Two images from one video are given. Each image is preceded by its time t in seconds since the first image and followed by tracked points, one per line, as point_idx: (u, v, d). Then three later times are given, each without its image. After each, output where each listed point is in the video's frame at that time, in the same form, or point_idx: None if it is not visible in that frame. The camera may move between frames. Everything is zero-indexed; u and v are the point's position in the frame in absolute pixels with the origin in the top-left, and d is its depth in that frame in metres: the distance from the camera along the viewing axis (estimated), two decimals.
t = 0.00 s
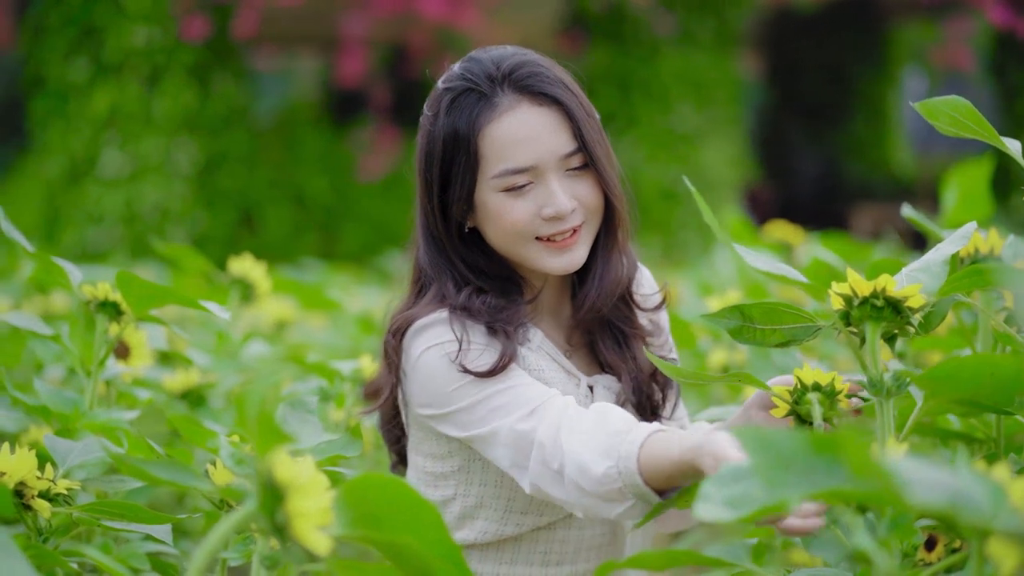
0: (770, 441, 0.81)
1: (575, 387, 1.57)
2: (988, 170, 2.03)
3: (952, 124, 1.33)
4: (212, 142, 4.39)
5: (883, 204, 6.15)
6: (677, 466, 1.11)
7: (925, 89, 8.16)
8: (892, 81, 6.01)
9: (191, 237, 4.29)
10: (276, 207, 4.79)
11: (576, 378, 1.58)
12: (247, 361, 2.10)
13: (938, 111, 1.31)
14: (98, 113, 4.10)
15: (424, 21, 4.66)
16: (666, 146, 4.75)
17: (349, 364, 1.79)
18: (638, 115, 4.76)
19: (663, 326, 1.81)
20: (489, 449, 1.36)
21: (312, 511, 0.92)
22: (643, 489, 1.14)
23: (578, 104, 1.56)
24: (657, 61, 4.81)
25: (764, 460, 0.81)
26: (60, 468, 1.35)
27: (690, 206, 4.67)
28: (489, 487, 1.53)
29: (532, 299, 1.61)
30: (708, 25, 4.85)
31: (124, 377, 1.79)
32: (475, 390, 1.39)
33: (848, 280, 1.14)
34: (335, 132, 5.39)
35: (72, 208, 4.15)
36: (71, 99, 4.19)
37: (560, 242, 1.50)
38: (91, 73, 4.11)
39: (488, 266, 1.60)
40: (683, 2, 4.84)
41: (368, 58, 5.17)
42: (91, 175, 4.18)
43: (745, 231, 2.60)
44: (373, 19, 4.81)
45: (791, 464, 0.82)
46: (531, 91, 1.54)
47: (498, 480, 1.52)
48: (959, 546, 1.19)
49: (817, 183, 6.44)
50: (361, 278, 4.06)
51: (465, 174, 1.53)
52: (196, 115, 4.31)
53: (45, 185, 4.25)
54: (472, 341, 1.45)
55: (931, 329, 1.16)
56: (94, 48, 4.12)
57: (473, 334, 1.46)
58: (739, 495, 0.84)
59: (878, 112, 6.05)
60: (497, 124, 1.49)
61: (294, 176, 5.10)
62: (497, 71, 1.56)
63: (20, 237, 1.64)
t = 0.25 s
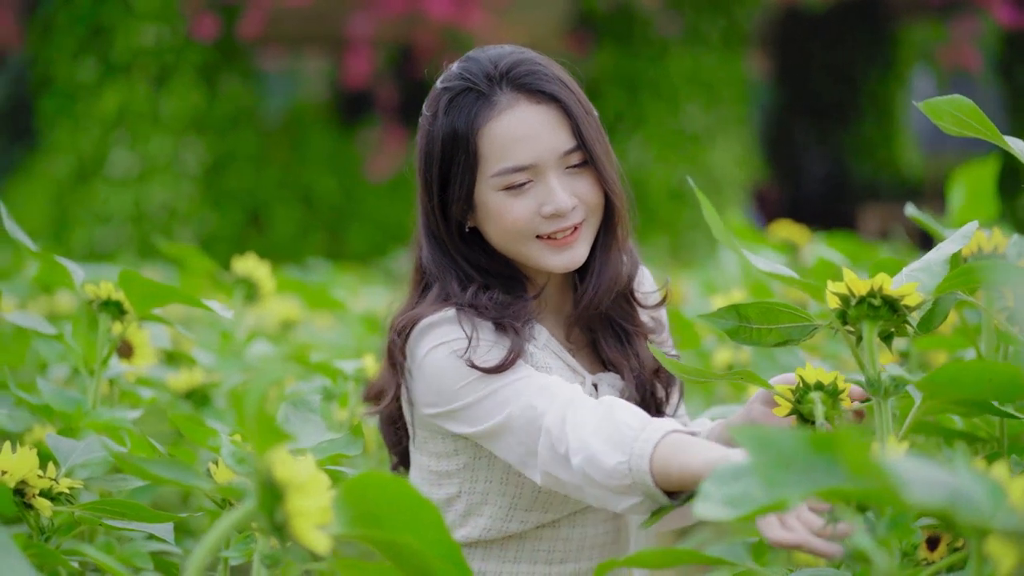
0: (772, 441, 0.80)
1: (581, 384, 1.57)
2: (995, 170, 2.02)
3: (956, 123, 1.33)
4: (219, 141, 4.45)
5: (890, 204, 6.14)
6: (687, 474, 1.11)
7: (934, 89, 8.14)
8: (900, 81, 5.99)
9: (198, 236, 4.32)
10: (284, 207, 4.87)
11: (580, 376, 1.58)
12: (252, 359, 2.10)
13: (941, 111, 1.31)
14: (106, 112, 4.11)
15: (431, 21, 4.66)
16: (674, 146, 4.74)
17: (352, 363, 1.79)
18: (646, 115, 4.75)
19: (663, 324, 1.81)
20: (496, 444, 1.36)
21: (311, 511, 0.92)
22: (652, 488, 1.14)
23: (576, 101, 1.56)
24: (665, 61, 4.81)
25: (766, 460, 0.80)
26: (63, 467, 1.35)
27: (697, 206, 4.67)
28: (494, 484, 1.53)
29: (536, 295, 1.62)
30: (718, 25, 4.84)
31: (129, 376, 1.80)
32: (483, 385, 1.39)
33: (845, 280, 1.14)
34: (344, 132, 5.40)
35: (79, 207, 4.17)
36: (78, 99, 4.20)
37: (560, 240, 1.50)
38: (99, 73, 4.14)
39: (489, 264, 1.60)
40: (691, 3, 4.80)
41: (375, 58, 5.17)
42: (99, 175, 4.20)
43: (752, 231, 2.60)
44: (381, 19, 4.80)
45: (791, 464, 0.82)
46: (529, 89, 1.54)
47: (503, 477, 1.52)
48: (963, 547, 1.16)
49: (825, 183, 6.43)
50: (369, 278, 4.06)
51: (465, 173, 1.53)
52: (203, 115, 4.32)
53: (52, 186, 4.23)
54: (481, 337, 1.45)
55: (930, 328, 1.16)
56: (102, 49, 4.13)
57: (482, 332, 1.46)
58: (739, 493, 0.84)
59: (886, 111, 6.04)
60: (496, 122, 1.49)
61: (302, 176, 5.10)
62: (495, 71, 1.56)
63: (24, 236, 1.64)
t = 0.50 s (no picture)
0: (772, 441, 0.80)
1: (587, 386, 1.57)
2: (1000, 170, 2.02)
3: (957, 123, 1.32)
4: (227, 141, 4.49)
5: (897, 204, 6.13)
6: (697, 473, 1.10)
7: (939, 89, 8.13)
8: (907, 81, 5.97)
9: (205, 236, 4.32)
10: (292, 207, 4.90)
11: (586, 376, 1.58)
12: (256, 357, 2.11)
13: (943, 110, 1.30)
14: (114, 113, 4.11)
15: (438, 21, 4.65)
16: (681, 146, 4.74)
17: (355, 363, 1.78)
18: (654, 115, 4.75)
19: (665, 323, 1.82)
20: (505, 446, 1.36)
21: (311, 510, 0.92)
22: (661, 489, 1.14)
23: (577, 101, 1.56)
24: (672, 62, 4.80)
25: (765, 460, 0.80)
26: (64, 466, 1.35)
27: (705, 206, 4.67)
28: (499, 485, 1.53)
29: (540, 296, 1.61)
30: (725, 25, 4.83)
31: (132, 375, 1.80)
32: (491, 386, 1.38)
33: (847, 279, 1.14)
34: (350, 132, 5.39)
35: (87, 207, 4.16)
36: (86, 99, 4.17)
37: (563, 240, 1.50)
38: (106, 73, 4.11)
39: (492, 265, 1.60)
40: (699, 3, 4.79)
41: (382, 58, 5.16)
42: (106, 175, 4.18)
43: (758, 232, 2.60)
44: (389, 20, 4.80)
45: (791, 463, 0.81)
46: (530, 89, 1.53)
47: (508, 476, 1.52)
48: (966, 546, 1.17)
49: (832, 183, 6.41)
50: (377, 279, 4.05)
51: (467, 174, 1.52)
52: (211, 115, 4.33)
53: (60, 186, 4.20)
54: (489, 339, 1.45)
55: (932, 328, 1.16)
56: (109, 49, 4.12)
57: (489, 334, 1.46)
58: (740, 492, 0.83)
59: (893, 111, 6.02)
60: (497, 123, 1.49)
61: (309, 176, 5.10)
62: (495, 71, 1.56)
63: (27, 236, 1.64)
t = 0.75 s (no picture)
0: (772, 441, 0.80)
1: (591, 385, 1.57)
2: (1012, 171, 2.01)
3: (960, 122, 1.32)
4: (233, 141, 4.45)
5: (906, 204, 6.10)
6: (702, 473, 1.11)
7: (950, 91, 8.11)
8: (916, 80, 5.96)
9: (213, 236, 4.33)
10: (300, 206, 4.86)
11: (590, 377, 1.58)
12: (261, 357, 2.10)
13: (946, 110, 1.30)
14: (122, 113, 4.13)
15: (445, 21, 4.65)
16: (690, 146, 4.72)
17: (360, 363, 1.78)
18: (662, 115, 4.74)
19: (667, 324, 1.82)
20: (512, 447, 1.35)
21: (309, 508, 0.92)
22: (668, 489, 1.14)
23: (580, 102, 1.56)
24: (680, 63, 4.79)
25: (765, 459, 0.80)
26: (67, 465, 1.35)
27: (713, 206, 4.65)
28: (503, 484, 1.53)
29: (545, 296, 1.61)
30: (732, 25, 4.83)
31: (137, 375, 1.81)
32: (497, 386, 1.38)
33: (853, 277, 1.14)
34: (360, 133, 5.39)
35: (95, 208, 4.17)
36: (94, 98, 4.20)
37: (567, 241, 1.50)
38: (114, 72, 4.15)
39: (495, 265, 1.59)
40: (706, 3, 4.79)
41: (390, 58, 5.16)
42: (115, 175, 4.20)
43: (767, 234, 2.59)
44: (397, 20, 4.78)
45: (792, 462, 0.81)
46: (533, 90, 1.53)
47: (512, 476, 1.52)
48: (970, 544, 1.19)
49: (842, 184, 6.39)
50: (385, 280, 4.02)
51: (470, 176, 1.52)
52: (219, 115, 4.34)
53: (69, 186, 4.24)
54: (495, 339, 1.44)
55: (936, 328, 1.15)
56: (116, 49, 4.16)
57: (495, 334, 1.46)
58: (741, 492, 0.83)
59: (902, 111, 6.01)
60: (501, 124, 1.49)
61: (318, 176, 5.10)
62: (499, 72, 1.55)
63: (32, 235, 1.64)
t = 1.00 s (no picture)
0: (769, 437, 0.80)
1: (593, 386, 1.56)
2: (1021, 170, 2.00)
3: (962, 121, 1.32)
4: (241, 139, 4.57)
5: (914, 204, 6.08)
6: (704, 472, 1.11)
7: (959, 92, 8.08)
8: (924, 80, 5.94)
9: (221, 236, 4.32)
10: (308, 206, 4.87)
11: (592, 377, 1.57)
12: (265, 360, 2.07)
13: (947, 108, 1.30)
14: (129, 113, 4.14)
15: (452, 21, 4.65)
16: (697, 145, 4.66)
17: (363, 362, 1.79)
18: (669, 115, 4.74)
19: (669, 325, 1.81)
20: (515, 448, 1.35)
21: (307, 507, 0.92)
22: (672, 490, 1.13)
23: (582, 103, 1.56)
24: (688, 63, 4.79)
25: (763, 455, 0.80)
26: (70, 464, 1.35)
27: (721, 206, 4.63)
28: (503, 484, 1.52)
29: (547, 295, 1.60)
30: (738, 25, 4.83)
31: (139, 374, 1.81)
32: (500, 386, 1.38)
33: (856, 275, 1.13)
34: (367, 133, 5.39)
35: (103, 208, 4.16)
36: (101, 99, 4.20)
37: (569, 242, 1.49)
38: (121, 73, 4.15)
39: (497, 266, 1.59)
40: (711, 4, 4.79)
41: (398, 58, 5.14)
42: (121, 175, 4.20)
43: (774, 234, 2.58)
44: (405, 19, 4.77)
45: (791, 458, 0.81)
46: (535, 91, 1.53)
47: (512, 476, 1.52)
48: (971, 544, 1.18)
49: (850, 184, 6.37)
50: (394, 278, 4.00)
51: (472, 177, 1.52)
52: (226, 115, 4.35)
53: (75, 187, 4.25)
54: (498, 340, 1.44)
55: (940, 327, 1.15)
56: (124, 49, 4.15)
57: (498, 334, 1.45)
58: (741, 487, 0.83)
59: (910, 111, 5.99)
60: (502, 125, 1.49)
61: (326, 176, 5.09)
62: (500, 73, 1.55)
63: (35, 234, 1.65)
